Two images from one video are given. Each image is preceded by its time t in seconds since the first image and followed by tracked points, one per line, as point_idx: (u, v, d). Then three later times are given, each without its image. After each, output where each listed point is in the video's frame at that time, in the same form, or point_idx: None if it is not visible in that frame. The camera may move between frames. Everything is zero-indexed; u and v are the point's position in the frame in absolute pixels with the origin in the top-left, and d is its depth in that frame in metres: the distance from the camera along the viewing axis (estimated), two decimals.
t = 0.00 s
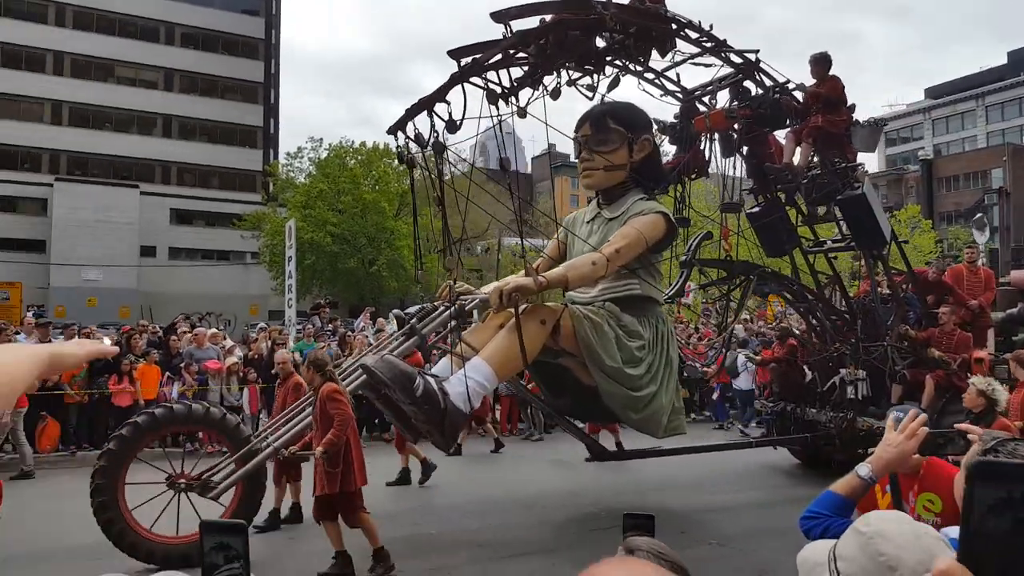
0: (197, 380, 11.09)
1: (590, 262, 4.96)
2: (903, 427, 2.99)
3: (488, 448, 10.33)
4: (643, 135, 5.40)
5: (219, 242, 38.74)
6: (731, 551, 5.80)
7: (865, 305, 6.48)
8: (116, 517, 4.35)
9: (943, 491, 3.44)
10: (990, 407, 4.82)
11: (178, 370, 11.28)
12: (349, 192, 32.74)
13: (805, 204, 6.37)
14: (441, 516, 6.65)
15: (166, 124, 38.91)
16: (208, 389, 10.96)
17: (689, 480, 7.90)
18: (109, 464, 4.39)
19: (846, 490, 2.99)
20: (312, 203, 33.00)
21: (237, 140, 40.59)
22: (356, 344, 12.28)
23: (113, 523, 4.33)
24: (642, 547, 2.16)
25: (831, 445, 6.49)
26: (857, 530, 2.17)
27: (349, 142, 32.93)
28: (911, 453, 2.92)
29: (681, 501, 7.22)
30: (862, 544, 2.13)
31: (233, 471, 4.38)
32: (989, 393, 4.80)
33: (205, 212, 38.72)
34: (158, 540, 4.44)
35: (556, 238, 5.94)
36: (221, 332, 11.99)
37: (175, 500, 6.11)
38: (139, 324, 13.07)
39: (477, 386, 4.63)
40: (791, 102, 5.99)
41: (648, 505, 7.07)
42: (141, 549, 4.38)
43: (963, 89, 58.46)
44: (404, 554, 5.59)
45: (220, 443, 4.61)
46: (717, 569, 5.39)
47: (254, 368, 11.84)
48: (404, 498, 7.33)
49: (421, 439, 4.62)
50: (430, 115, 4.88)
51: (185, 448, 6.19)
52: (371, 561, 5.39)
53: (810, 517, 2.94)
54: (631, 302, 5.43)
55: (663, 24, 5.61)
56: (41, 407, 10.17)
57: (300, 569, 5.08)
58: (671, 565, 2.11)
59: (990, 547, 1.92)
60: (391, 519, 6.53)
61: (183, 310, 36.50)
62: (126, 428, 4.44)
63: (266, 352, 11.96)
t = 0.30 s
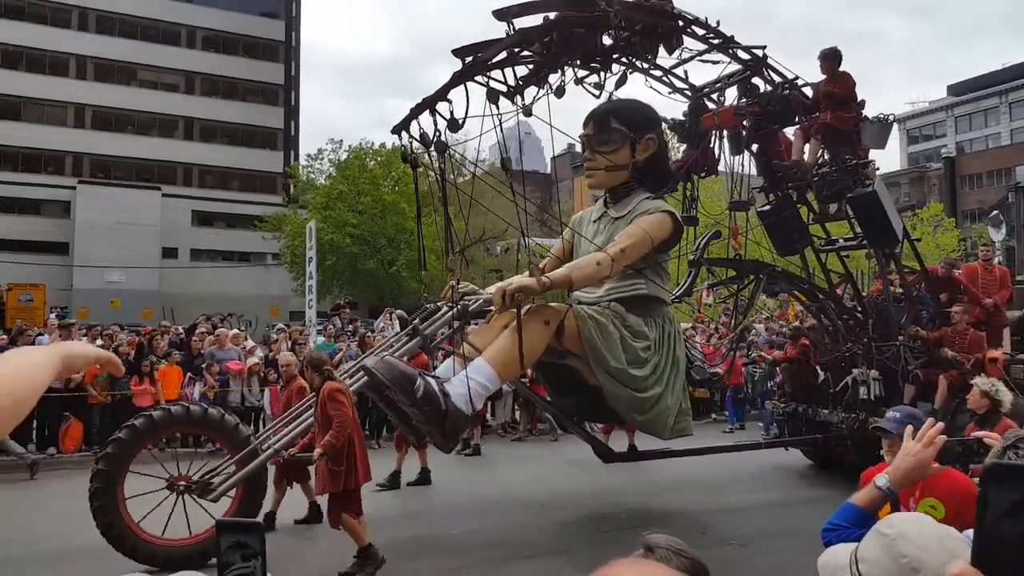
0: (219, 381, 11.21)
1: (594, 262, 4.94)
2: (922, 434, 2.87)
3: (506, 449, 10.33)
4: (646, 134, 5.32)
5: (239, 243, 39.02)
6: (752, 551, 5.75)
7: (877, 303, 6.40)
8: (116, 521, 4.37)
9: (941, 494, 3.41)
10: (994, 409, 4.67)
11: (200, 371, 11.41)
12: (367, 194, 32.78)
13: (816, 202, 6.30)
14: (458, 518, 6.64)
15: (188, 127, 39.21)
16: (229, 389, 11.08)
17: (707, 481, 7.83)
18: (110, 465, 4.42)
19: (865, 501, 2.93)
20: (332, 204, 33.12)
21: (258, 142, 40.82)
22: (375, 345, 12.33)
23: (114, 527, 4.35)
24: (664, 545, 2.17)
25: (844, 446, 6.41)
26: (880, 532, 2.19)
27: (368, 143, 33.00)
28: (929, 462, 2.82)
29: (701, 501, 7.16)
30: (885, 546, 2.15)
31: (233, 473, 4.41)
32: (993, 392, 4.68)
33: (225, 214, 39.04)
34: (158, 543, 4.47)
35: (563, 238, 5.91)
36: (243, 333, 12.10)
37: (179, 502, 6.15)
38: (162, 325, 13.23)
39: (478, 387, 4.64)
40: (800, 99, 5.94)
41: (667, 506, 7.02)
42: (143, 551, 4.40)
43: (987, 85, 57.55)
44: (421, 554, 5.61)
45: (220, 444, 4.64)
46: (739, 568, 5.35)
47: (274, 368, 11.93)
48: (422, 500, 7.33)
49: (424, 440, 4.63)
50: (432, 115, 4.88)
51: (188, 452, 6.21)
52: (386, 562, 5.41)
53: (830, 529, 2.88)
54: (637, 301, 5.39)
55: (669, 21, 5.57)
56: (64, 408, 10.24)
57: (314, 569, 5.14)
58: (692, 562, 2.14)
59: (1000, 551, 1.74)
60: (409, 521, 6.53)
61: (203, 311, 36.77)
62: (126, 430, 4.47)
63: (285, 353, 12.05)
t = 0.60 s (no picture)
0: (229, 381, 11.28)
1: (589, 262, 4.91)
2: (927, 439, 2.77)
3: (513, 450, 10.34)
4: (639, 134, 5.27)
5: (249, 244, 39.18)
6: (760, 551, 5.72)
7: (878, 302, 6.33)
8: (102, 526, 4.37)
9: (923, 498, 3.12)
10: (977, 407, 4.61)
11: (211, 371, 11.49)
12: (376, 194, 32.74)
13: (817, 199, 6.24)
14: (465, 518, 6.63)
15: (197, 128, 39.34)
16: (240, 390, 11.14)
17: (715, 480, 7.80)
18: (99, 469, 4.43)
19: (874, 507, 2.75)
20: (342, 205, 33.19)
21: (268, 143, 40.93)
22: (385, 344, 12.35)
23: (102, 534, 4.36)
24: (676, 541, 2.13)
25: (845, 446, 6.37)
26: (896, 532, 2.11)
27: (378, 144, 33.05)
28: (936, 466, 2.69)
29: (707, 501, 7.13)
30: (900, 545, 2.06)
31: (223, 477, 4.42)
32: (978, 390, 4.59)
33: (235, 215, 39.26)
34: (150, 549, 4.47)
35: (559, 238, 5.87)
36: (254, 333, 12.17)
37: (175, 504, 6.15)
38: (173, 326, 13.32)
39: (470, 388, 4.63)
40: (797, 95, 5.90)
41: (674, 506, 6.99)
42: (132, 556, 4.42)
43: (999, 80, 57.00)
44: (426, 555, 5.62)
45: (210, 447, 4.65)
46: (746, 568, 5.33)
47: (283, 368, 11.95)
48: (430, 500, 7.33)
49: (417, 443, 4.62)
50: (424, 115, 4.86)
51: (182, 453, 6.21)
52: (391, 562, 5.41)
53: (838, 534, 2.74)
54: (634, 301, 5.36)
55: (666, 17, 5.53)
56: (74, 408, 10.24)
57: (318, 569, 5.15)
58: (705, 560, 2.08)
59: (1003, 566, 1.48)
60: (416, 522, 6.53)
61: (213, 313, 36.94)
62: (114, 434, 4.47)
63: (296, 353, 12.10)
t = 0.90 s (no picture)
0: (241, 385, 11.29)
1: (580, 260, 4.86)
2: (941, 428, 2.73)
3: (521, 450, 10.30)
4: (627, 130, 5.21)
5: (258, 249, 39.27)
6: (770, 547, 5.66)
7: (879, 294, 6.24)
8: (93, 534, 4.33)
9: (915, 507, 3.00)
10: (970, 398, 4.49)
11: (223, 376, 11.51)
12: (382, 196, 32.62)
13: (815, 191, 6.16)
14: (472, 520, 6.58)
15: (204, 134, 39.46)
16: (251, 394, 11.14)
17: (725, 477, 7.71)
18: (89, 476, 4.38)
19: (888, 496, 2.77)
20: (349, 208, 33.11)
21: (275, 147, 41.01)
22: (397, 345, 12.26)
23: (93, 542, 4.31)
24: (688, 538, 2.41)
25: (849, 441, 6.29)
26: (912, 531, 1.99)
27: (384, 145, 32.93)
28: (952, 457, 2.66)
29: (717, 497, 7.05)
30: (916, 546, 1.95)
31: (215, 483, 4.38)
32: (971, 381, 4.50)
33: (243, 219, 39.39)
34: (143, 558, 4.42)
35: (553, 235, 5.81)
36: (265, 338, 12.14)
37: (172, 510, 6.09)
38: (184, 333, 13.36)
39: (462, 388, 4.57)
40: (790, 86, 5.83)
41: (683, 503, 6.91)
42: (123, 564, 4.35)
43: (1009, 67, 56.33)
44: (430, 557, 5.57)
45: (201, 453, 4.61)
46: (756, 565, 5.26)
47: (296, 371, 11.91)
48: (437, 502, 7.28)
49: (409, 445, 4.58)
50: (410, 115, 4.82)
51: (176, 459, 6.15)
52: (395, 566, 5.37)
53: (852, 523, 2.76)
54: (627, 298, 5.30)
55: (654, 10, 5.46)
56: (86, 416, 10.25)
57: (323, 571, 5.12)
58: (717, 554, 2.36)
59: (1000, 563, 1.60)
60: (423, 524, 6.49)
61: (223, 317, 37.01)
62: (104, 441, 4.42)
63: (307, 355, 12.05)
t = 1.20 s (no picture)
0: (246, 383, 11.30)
1: (570, 259, 4.83)
2: (950, 415, 2.68)
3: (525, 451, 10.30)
4: (618, 128, 5.18)
5: (263, 248, 39.28)
6: (774, 547, 5.63)
7: (873, 294, 6.21)
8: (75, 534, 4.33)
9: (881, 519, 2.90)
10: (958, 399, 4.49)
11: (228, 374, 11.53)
12: (386, 195, 32.39)
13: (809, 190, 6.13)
14: (475, 522, 6.56)
15: (210, 133, 39.48)
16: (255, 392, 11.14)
17: (728, 478, 7.67)
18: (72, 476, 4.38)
19: (895, 483, 2.74)
20: (354, 207, 32.92)
21: (280, 146, 41.02)
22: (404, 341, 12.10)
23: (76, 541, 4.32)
24: (689, 531, 2.34)
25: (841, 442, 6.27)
26: (919, 533, 1.99)
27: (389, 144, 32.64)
28: (959, 443, 2.61)
29: (719, 497, 7.01)
30: (927, 549, 1.94)
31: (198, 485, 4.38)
32: (958, 385, 4.51)
33: (249, 218, 39.43)
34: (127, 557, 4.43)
35: (545, 234, 5.78)
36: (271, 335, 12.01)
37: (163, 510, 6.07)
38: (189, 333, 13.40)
39: (449, 389, 4.54)
40: (783, 84, 5.81)
41: (685, 503, 6.89)
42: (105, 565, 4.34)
43: (1016, 67, 55.73)
44: (428, 556, 5.58)
45: (185, 454, 4.60)
46: (760, 565, 5.24)
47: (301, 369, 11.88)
48: (439, 504, 7.26)
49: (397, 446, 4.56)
50: (398, 113, 4.81)
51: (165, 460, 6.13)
52: (395, 567, 5.37)
53: (857, 509, 2.74)
54: (618, 298, 5.28)
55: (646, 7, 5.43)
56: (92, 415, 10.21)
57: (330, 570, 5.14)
58: (719, 545, 2.30)
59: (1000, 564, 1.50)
60: (425, 526, 6.46)
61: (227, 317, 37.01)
62: (86, 441, 4.41)
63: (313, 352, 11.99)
